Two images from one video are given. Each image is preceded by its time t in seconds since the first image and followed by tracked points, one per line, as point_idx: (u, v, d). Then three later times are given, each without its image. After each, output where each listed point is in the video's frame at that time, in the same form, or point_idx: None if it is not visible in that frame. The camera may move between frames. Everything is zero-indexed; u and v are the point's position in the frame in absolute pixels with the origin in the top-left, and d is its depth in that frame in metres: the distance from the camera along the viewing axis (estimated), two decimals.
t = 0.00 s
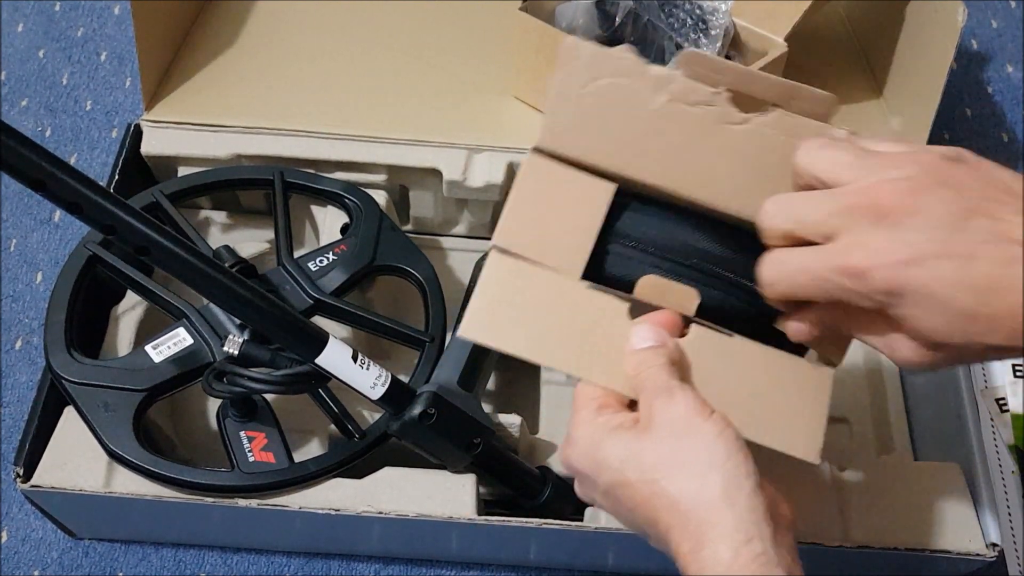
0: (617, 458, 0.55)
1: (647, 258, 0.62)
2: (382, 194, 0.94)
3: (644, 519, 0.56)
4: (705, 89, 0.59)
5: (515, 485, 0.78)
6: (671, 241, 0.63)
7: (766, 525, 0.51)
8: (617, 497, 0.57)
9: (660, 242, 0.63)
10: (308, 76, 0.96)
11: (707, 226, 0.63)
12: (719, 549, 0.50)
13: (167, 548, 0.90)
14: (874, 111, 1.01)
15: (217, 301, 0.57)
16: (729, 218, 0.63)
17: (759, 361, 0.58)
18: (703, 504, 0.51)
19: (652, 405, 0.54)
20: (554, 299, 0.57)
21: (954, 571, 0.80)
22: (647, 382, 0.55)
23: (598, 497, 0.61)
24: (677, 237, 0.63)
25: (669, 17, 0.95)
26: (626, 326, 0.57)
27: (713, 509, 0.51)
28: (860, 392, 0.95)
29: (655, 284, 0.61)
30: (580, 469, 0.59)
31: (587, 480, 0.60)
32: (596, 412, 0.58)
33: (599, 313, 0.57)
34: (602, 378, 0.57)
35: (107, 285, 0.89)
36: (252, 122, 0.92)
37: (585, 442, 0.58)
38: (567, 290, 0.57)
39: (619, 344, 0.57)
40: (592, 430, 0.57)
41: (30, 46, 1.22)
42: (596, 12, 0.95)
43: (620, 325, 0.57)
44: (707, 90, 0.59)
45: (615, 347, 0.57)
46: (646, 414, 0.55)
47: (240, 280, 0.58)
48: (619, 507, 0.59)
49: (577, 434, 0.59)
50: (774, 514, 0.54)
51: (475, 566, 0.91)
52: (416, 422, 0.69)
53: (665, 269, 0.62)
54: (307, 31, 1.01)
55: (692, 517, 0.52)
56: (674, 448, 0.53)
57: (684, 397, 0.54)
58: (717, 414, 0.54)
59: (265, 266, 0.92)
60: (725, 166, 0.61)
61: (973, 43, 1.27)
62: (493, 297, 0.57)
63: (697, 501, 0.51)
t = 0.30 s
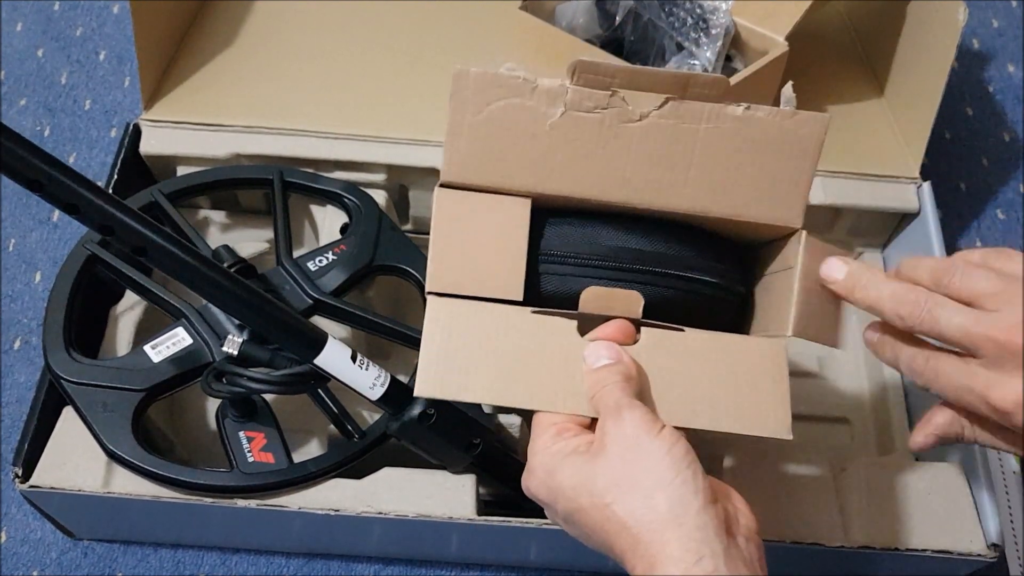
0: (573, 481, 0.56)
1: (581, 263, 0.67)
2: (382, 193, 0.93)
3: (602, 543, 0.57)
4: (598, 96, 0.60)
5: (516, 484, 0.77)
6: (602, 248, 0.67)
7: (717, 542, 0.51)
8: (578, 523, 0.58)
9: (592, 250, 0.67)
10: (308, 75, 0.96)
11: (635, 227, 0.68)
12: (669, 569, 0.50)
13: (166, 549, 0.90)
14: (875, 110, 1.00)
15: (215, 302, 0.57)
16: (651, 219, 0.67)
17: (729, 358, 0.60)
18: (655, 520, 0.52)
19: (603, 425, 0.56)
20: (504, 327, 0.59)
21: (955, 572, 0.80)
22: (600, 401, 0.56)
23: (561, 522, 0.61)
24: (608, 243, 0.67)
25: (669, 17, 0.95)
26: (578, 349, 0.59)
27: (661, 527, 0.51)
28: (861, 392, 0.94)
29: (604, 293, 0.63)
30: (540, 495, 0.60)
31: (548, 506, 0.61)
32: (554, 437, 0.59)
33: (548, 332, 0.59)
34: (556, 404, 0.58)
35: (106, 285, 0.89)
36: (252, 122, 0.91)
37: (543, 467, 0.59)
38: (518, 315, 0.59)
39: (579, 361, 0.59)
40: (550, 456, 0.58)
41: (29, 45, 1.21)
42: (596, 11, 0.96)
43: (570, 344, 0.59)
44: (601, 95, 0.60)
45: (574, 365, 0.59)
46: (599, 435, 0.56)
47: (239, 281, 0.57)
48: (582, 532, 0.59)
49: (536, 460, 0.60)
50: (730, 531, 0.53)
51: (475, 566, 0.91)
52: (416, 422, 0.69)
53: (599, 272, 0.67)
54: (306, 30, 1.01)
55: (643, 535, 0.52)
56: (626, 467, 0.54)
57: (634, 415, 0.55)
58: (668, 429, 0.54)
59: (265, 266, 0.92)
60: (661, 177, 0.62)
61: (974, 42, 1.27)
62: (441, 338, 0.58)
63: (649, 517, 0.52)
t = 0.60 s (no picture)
0: (590, 467, 0.57)
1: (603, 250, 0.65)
2: (382, 193, 0.94)
3: (615, 531, 0.57)
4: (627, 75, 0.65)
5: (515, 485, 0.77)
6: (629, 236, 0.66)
7: (736, 534, 0.52)
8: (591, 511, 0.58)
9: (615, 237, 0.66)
10: (308, 75, 0.96)
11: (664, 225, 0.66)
12: (687, 560, 0.51)
13: (167, 549, 0.90)
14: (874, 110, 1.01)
15: (216, 302, 0.57)
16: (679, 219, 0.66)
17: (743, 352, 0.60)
18: (672, 511, 0.52)
19: (624, 416, 0.56)
20: (525, 315, 0.59)
21: (955, 572, 0.80)
22: (621, 392, 0.56)
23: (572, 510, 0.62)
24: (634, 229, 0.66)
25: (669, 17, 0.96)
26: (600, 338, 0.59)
27: (681, 517, 0.52)
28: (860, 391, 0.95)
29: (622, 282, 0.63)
30: (555, 483, 0.60)
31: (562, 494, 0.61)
32: (570, 425, 0.59)
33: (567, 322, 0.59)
34: (572, 393, 0.59)
35: (106, 285, 0.89)
36: (252, 121, 0.92)
37: (559, 456, 0.59)
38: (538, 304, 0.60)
39: (600, 352, 0.59)
40: (565, 443, 0.59)
41: (29, 46, 1.21)
42: (595, 9, 0.97)
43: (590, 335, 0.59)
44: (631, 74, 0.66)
45: (594, 356, 0.59)
46: (618, 426, 0.57)
47: (240, 280, 0.58)
48: (593, 520, 0.60)
49: (551, 446, 0.60)
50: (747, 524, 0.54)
51: (476, 566, 0.91)
52: (415, 422, 0.69)
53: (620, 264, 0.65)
54: (305, 29, 1.01)
55: (661, 525, 0.52)
56: (646, 458, 0.54)
57: (656, 407, 0.56)
58: (688, 422, 0.55)
59: (265, 266, 0.92)
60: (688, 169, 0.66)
61: (974, 42, 1.27)
62: (461, 321, 0.59)
63: (667, 508, 0.53)
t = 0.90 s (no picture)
0: (576, 444, 0.56)
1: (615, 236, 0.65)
2: (382, 194, 0.94)
3: (588, 511, 0.57)
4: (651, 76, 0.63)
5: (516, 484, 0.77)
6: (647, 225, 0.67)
7: (712, 536, 0.53)
8: (568, 486, 0.58)
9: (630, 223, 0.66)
10: (308, 75, 0.96)
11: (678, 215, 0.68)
12: (663, 555, 0.52)
13: (167, 549, 0.90)
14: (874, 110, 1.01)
15: (215, 301, 0.56)
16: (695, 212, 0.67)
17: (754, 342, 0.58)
18: (653, 507, 0.52)
19: (621, 402, 0.55)
20: (532, 284, 0.57)
21: (955, 572, 0.80)
22: (621, 376, 0.54)
23: (552, 486, 0.62)
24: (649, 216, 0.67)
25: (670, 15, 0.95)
26: (612, 309, 0.57)
27: (662, 513, 0.52)
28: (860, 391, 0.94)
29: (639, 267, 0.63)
30: (540, 454, 0.60)
31: (545, 466, 0.61)
32: (563, 399, 0.59)
33: (578, 294, 0.57)
34: (575, 364, 0.57)
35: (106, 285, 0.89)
36: (252, 121, 0.92)
37: (547, 427, 0.59)
38: (546, 275, 0.58)
39: (608, 327, 0.57)
40: (554, 415, 0.58)
41: (29, 46, 1.21)
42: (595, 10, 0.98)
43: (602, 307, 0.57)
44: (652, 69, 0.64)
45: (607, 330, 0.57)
46: (614, 410, 0.55)
47: (239, 279, 0.57)
48: (568, 496, 0.60)
49: (540, 417, 0.60)
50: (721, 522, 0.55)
51: (476, 566, 0.91)
52: (415, 422, 0.69)
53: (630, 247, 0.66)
54: (306, 29, 1.01)
55: (639, 517, 0.53)
56: (638, 450, 0.54)
57: (656, 397, 0.54)
58: (685, 417, 0.54)
59: (265, 266, 0.92)
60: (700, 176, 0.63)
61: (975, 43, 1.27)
62: (465, 285, 0.57)
63: (647, 503, 0.53)
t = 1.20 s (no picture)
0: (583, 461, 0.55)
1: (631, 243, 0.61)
2: (382, 194, 0.94)
3: (596, 531, 0.56)
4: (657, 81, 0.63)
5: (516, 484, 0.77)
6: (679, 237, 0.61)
7: (719, 556, 0.51)
8: (576, 504, 0.57)
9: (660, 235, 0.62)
10: (307, 74, 0.96)
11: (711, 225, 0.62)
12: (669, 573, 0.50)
13: (167, 549, 0.90)
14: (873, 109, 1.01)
15: (215, 300, 0.56)
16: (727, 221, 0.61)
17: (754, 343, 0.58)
18: (659, 526, 0.51)
19: (628, 421, 0.53)
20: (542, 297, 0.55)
21: (955, 572, 0.80)
22: (630, 394, 0.53)
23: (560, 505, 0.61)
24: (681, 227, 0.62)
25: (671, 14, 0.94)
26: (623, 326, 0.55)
27: (668, 531, 0.51)
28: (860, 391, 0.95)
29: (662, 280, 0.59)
30: (548, 471, 0.59)
31: (553, 484, 0.60)
32: (573, 417, 0.58)
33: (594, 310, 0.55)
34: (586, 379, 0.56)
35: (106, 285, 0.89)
36: (252, 121, 0.92)
37: (556, 445, 0.58)
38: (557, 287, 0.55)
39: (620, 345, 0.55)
40: (564, 433, 0.58)
41: (29, 46, 1.21)
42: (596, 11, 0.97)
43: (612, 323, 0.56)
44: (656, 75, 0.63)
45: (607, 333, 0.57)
46: (621, 428, 0.54)
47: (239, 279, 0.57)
48: (577, 516, 0.59)
49: (549, 434, 0.59)
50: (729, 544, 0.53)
51: (476, 566, 0.91)
52: (415, 422, 0.69)
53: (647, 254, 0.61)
54: (305, 29, 1.01)
55: (644, 535, 0.51)
56: (645, 468, 0.52)
57: (665, 416, 0.53)
58: (695, 437, 0.53)
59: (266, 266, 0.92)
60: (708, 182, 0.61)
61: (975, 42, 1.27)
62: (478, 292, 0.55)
63: (654, 522, 0.51)
